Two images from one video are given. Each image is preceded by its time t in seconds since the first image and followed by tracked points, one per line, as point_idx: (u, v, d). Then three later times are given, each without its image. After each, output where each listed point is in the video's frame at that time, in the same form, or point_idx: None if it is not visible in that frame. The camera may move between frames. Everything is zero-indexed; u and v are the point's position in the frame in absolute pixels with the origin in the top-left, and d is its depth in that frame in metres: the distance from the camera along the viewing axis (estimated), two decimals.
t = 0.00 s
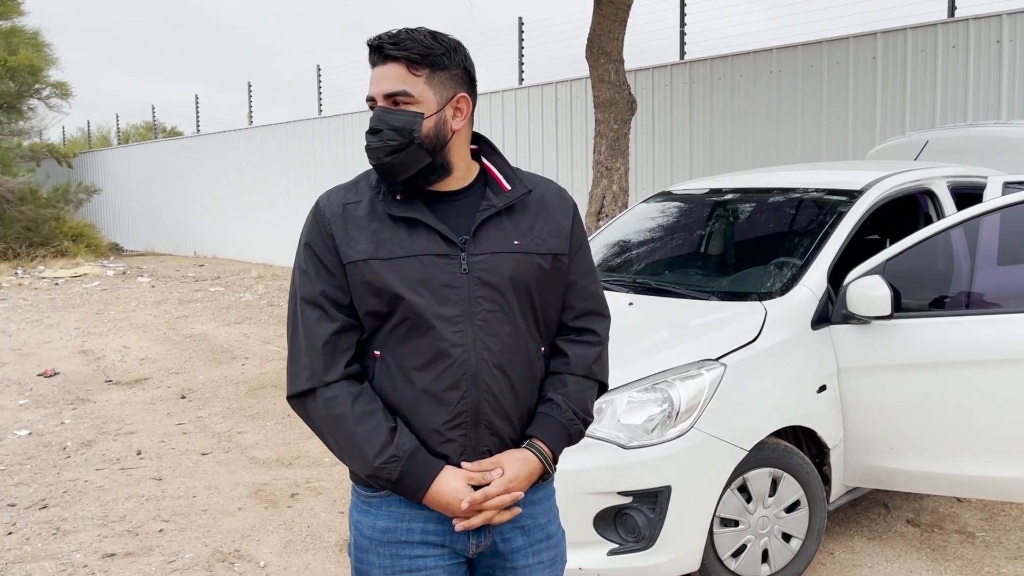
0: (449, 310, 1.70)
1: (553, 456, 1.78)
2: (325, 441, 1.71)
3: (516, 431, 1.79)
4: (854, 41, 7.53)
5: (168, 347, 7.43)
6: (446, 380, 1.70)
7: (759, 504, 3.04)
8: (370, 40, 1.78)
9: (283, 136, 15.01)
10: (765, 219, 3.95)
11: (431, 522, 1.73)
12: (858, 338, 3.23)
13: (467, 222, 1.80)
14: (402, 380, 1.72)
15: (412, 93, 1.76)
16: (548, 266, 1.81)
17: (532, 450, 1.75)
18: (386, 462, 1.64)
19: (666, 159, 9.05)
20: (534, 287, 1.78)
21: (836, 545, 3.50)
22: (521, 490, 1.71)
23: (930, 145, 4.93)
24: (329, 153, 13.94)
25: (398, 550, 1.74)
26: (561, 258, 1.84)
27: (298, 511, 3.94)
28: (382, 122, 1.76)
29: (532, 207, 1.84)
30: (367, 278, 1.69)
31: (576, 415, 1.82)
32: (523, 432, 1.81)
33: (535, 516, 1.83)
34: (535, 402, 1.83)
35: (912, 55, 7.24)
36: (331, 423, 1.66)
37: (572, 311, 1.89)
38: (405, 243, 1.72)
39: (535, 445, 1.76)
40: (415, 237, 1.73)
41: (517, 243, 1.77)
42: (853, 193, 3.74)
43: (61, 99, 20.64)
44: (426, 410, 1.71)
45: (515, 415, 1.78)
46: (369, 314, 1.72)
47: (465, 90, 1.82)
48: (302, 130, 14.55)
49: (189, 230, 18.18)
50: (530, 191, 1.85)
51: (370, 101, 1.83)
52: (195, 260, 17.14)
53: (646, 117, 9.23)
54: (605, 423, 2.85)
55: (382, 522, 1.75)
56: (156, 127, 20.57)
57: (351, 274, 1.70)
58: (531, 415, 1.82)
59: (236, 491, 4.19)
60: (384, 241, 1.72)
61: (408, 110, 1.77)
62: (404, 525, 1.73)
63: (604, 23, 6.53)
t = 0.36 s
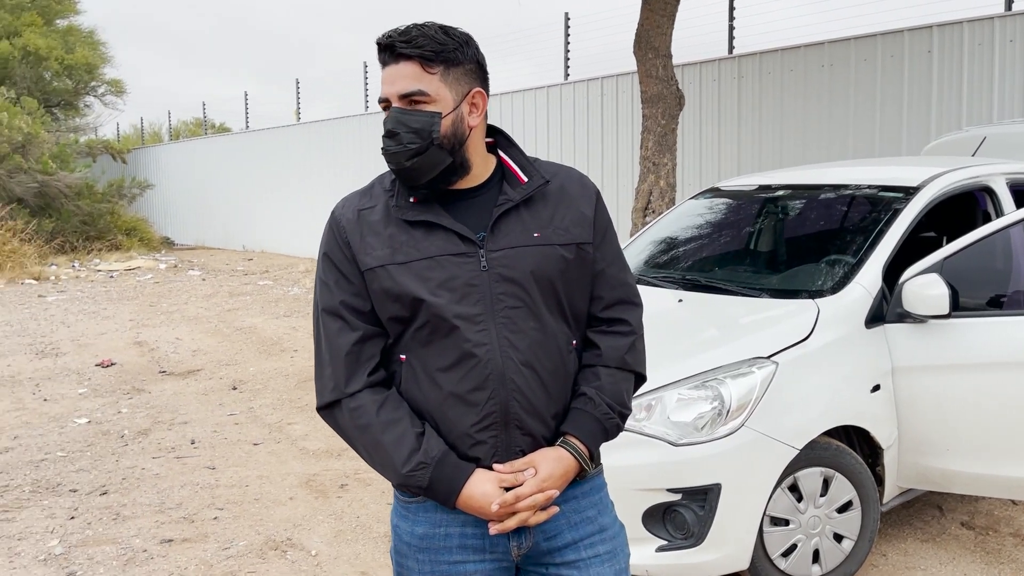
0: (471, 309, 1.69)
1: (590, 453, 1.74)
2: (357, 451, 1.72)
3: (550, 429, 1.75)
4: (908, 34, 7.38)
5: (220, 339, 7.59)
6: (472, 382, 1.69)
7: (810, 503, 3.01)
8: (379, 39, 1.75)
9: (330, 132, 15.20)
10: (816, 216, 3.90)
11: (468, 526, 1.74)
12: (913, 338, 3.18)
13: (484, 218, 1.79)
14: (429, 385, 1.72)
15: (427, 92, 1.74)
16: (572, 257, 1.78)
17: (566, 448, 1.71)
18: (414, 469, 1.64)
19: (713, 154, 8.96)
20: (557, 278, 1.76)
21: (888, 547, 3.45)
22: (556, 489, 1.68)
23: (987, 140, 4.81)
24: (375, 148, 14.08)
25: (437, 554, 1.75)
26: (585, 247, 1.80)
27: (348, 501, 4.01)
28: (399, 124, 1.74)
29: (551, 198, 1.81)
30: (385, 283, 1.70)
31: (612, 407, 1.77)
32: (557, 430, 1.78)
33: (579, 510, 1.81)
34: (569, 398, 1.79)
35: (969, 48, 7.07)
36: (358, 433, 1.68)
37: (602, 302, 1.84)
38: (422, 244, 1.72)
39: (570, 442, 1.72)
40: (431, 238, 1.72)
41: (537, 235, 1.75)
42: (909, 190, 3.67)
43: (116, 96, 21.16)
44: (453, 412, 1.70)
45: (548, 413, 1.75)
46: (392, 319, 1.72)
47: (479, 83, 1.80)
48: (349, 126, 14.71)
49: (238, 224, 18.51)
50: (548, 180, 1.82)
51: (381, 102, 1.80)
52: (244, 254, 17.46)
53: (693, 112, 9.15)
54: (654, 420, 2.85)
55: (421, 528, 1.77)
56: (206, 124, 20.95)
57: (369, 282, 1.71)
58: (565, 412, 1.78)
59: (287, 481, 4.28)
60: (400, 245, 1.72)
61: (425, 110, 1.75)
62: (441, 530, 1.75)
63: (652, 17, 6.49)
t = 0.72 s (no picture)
0: (495, 313, 1.69)
1: (618, 456, 1.73)
2: (385, 454, 1.75)
3: (578, 432, 1.74)
4: (943, 31, 7.29)
5: (250, 334, 7.68)
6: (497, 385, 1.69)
7: (843, 504, 2.99)
8: (435, 39, 1.73)
9: (357, 129, 15.29)
10: (848, 215, 3.87)
11: (497, 527, 1.75)
12: (948, 338, 3.15)
13: (511, 222, 1.79)
14: (454, 388, 1.73)
15: (486, 96, 1.75)
16: (600, 258, 1.76)
17: (594, 451, 1.70)
18: (439, 473, 1.66)
19: (742, 152, 8.92)
20: (585, 281, 1.74)
21: (920, 549, 3.43)
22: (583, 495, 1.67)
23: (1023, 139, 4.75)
24: (402, 145, 14.14)
25: (467, 554, 1.77)
26: (613, 248, 1.78)
27: (378, 495, 4.05)
28: (462, 127, 1.73)
29: (578, 198, 1.79)
30: (410, 290, 1.72)
31: (640, 409, 1.76)
32: (586, 432, 1.76)
33: (610, 509, 1.80)
34: (597, 399, 1.77)
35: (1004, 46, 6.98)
36: (384, 437, 1.71)
37: (631, 302, 1.83)
38: (447, 250, 1.72)
39: (597, 445, 1.71)
40: (456, 243, 1.72)
41: (563, 238, 1.74)
42: (945, 190, 3.64)
43: (147, 93, 21.42)
44: (480, 416, 1.71)
45: (576, 416, 1.73)
46: (418, 325, 1.74)
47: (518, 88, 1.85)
48: (376, 123, 14.79)
49: (266, 220, 18.69)
50: (574, 180, 1.80)
51: (428, 103, 1.77)
52: (271, 250, 17.61)
53: (722, 110, 9.11)
54: (687, 418, 2.85)
55: (450, 528, 1.79)
56: (235, 120, 21.15)
57: (395, 288, 1.73)
58: (593, 414, 1.77)
59: (318, 475, 4.33)
60: (425, 250, 1.73)
61: (480, 114, 1.77)
62: (469, 531, 1.76)
63: (683, 15, 6.47)
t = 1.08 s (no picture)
0: (497, 315, 1.69)
1: (619, 459, 1.71)
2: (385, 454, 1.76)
3: (579, 435, 1.72)
4: (937, 31, 7.33)
5: (244, 332, 7.67)
6: (498, 387, 1.68)
7: (837, 501, 3.02)
8: (473, 36, 1.69)
9: (352, 128, 15.28)
10: (841, 215, 3.90)
11: (499, 529, 1.77)
12: (941, 337, 3.18)
13: (511, 223, 1.80)
14: (455, 391, 1.73)
15: (519, 96, 1.75)
16: (603, 260, 1.74)
17: (595, 454, 1.69)
18: (438, 475, 1.66)
19: (737, 152, 8.95)
20: (589, 283, 1.73)
21: (913, 546, 3.46)
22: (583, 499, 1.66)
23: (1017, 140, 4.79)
24: (397, 143, 14.14)
25: (467, 555, 1.79)
26: (617, 250, 1.76)
27: (375, 493, 4.06)
28: (501, 130, 1.72)
29: (581, 199, 1.79)
30: (410, 291, 1.71)
31: (642, 413, 1.74)
32: (588, 435, 1.75)
33: (611, 512, 1.80)
34: (600, 402, 1.76)
35: (997, 47, 7.03)
36: (385, 438, 1.71)
37: (635, 303, 1.80)
38: (449, 252, 1.72)
39: (599, 448, 1.69)
40: (458, 245, 1.72)
41: (566, 239, 1.73)
42: (938, 190, 3.67)
43: (140, 90, 21.36)
44: (481, 418, 1.70)
45: (578, 419, 1.72)
46: (419, 326, 1.74)
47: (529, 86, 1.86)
48: (371, 121, 14.77)
49: (260, 218, 18.65)
50: (577, 182, 1.80)
51: (458, 101, 1.73)
52: (265, 248, 17.59)
53: (717, 110, 9.14)
54: (682, 416, 2.88)
55: (451, 529, 1.81)
56: (229, 117, 21.09)
57: (396, 289, 1.73)
58: (595, 417, 1.75)
59: (314, 472, 4.34)
60: (427, 252, 1.72)
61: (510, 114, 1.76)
62: (471, 532, 1.78)
63: (678, 15, 6.49)
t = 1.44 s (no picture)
0: (480, 331, 1.67)
1: (595, 483, 1.72)
2: (353, 467, 1.72)
3: (555, 457, 1.73)
4: (890, 41, 7.50)
5: (202, 338, 7.55)
6: (478, 406, 1.67)
7: (794, 503, 3.07)
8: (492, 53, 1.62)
9: (313, 131, 15.16)
10: (798, 221, 3.97)
11: (466, 551, 1.75)
12: (894, 341, 3.24)
13: (501, 237, 1.77)
14: (432, 407, 1.70)
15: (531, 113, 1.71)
16: (592, 279, 1.75)
17: (572, 478, 1.69)
18: (412, 496, 1.63)
19: (698, 157, 9.06)
20: (576, 303, 1.73)
21: (869, 546, 3.53)
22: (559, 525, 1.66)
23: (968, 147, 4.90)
24: (359, 147, 14.06)
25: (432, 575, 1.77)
26: (606, 269, 1.77)
27: (336, 500, 4.03)
28: (519, 150, 1.68)
29: (572, 215, 1.78)
30: (393, 300, 1.67)
31: (619, 436, 1.75)
32: (563, 457, 1.75)
33: (579, 538, 1.81)
34: (576, 425, 1.76)
35: (948, 57, 7.20)
36: (356, 451, 1.67)
37: (617, 323, 1.81)
38: (436, 262, 1.68)
39: (576, 473, 1.70)
40: (445, 255, 1.69)
41: (556, 256, 1.73)
42: (891, 196, 3.74)
43: (96, 91, 20.96)
44: (457, 438, 1.69)
45: (555, 441, 1.72)
46: (397, 336, 1.70)
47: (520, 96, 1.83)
48: (332, 124, 14.67)
49: (219, 222, 18.40)
50: (570, 199, 1.79)
51: (472, 120, 1.66)
52: (224, 252, 17.36)
53: (677, 116, 9.24)
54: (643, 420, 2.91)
55: (417, 549, 1.79)
56: (188, 120, 20.79)
57: (378, 295, 1.68)
58: (571, 439, 1.76)
59: (274, 480, 4.29)
60: (412, 260, 1.69)
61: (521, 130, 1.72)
62: (437, 553, 1.76)
63: (639, 22, 6.56)
